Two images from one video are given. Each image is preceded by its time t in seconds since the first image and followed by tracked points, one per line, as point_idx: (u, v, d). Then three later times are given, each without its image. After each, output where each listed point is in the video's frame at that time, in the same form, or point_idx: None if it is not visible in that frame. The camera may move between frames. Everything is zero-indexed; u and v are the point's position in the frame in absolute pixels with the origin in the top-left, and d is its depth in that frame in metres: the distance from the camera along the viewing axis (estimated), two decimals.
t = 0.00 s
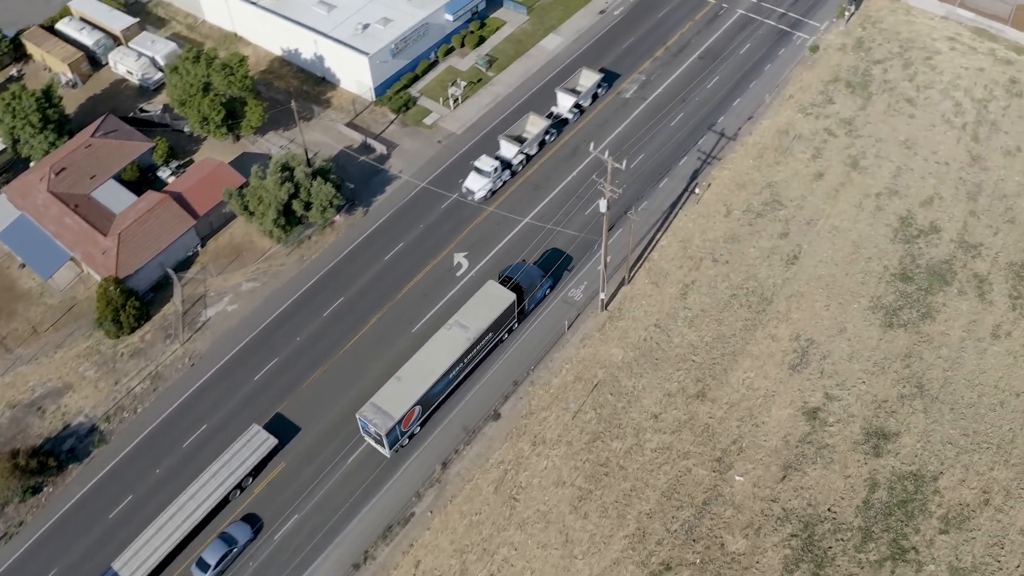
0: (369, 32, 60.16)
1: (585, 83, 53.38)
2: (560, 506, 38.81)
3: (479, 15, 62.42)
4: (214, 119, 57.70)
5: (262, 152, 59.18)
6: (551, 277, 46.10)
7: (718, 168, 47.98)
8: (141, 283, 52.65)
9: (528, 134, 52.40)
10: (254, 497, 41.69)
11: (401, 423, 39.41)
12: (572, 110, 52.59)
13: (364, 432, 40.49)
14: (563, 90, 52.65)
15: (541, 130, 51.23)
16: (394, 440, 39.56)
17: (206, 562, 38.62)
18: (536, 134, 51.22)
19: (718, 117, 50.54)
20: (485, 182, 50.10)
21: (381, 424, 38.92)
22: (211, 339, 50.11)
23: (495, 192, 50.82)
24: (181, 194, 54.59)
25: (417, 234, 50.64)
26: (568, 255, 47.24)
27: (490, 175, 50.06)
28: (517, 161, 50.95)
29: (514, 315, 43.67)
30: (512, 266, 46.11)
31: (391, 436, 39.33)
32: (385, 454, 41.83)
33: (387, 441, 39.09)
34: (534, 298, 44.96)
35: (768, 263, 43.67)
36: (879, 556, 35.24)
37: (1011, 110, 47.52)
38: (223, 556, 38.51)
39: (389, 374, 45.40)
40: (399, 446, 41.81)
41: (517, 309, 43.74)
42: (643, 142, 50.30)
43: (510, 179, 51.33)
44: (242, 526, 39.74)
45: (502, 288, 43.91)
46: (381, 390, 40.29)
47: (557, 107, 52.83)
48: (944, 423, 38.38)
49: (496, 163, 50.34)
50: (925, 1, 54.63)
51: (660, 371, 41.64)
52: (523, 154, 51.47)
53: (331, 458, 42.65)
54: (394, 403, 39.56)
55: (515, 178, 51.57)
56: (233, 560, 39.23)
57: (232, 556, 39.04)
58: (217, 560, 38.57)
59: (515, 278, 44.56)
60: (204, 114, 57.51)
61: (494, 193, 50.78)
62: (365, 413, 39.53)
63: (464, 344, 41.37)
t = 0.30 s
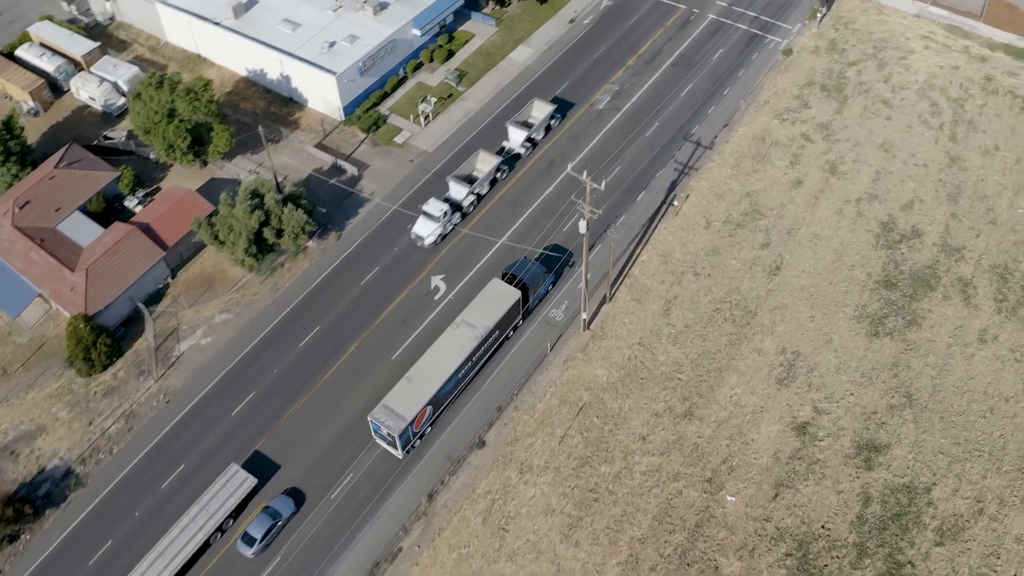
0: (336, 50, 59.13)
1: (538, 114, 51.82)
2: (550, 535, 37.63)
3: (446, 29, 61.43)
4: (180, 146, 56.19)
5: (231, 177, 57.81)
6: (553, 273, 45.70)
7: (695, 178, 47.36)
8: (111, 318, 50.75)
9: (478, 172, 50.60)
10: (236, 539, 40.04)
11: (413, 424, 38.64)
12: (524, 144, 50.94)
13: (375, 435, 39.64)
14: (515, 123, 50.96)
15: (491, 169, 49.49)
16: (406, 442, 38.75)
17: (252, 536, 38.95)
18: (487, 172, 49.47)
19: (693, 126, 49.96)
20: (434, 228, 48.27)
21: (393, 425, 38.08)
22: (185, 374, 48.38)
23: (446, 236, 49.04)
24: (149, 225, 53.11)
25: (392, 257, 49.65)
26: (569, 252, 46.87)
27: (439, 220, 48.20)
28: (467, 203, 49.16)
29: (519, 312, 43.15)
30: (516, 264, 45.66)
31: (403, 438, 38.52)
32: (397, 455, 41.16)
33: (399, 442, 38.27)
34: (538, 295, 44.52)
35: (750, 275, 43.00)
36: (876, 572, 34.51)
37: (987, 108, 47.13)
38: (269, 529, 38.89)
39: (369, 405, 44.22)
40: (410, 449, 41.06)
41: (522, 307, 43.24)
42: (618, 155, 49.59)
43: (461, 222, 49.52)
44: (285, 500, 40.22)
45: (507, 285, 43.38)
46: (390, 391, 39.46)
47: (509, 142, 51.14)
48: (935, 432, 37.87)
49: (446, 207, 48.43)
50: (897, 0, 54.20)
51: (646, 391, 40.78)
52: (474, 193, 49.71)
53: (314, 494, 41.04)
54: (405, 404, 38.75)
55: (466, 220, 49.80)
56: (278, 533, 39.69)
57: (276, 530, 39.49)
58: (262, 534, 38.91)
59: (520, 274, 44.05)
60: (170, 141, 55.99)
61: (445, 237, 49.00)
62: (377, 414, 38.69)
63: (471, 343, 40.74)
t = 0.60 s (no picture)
0: (304, 70, 58.07)
1: (492, 150, 50.28)
2: (542, 566, 36.53)
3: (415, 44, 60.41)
4: (147, 175, 54.69)
5: (201, 204, 56.46)
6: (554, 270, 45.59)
7: (674, 191, 46.74)
8: (84, 356, 48.70)
9: (432, 214, 48.85)
10: None
11: (424, 425, 38.52)
12: (478, 183, 49.37)
13: (386, 437, 39.50)
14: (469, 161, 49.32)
15: (445, 212, 47.85)
16: (417, 443, 38.60)
17: (291, 510, 39.54)
18: (442, 215, 47.80)
19: (669, 136, 49.41)
20: (386, 279, 46.46)
21: (405, 427, 37.96)
22: (162, 411, 46.60)
23: (399, 284, 47.28)
24: (119, 259, 51.23)
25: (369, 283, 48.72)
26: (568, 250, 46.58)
27: (392, 269, 46.37)
28: (421, 249, 47.44)
29: (522, 310, 42.99)
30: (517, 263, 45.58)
31: (415, 439, 38.42)
32: (408, 457, 40.76)
33: (411, 444, 38.13)
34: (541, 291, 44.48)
35: (734, 288, 42.30)
36: None
37: (965, 108, 46.69)
38: (307, 503, 39.49)
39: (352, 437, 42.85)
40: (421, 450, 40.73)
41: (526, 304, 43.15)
42: (595, 169, 48.90)
43: (414, 269, 47.75)
44: (321, 475, 40.79)
45: (510, 284, 43.28)
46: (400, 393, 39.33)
47: (463, 181, 49.47)
48: (928, 443, 37.30)
49: (398, 256, 46.57)
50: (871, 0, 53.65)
51: (633, 413, 39.97)
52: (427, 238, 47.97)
53: (299, 533, 39.57)
54: (415, 405, 38.64)
55: (420, 266, 48.06)
56: (315, 507, 40.26)
57: (314, 504, 40.03)
58: (301, 508, 39.52)
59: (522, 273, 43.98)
60: (137, 169, 54.45)
61: (399, 285, 47.24)
62: (387, 416, 38.55)
63: (478, 342, 40.60)
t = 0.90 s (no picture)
0: (271, 93, 56.81)
1: (447, 192, 48.29)
2: None
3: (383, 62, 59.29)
4: (113, 209, 53.08)
5: (171, 235, 54.87)
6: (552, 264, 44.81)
7: (654, 205, 46.02)
8: (57, 399, 45.64)
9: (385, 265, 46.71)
10: None
11: (434, 425, 37.91)
12: (433, 228, 47.34)
13: (395, 438, 38.87)
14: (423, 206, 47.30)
15: (399, 262, 45.81)
16: (428, 443, 37.96)
17: (326, 483, 39.65)
18: (395, 266, 45.62)
19: (645, 148, 48.76)
20: (339, 337, 44.21)
21: (416, 428, 37.27)
22: (140, 452, 44.06)
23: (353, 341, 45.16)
24: (88, 296, 48.55)
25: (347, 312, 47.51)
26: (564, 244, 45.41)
27: (344, 327, 44.22)
28: (375, 303, 45.24)
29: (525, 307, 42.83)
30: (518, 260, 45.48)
31: (425, 439, 37.81)
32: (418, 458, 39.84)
33: (423, 444, 37.48)
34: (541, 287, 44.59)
35: (719, 304, 41.57)
36: None
37: (942, 108, 46.28)
38: (342, 475, 39.62)
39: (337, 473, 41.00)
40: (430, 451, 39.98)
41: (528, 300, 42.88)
42: (572, 184, 48.12)
43: (368, 324, 45.62)
44: (354, 447, 40.85)
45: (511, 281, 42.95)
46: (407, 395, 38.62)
47: (417, 227, 47.45)
48: (921, 455, 36.74)
49: (350, 313, 44.35)
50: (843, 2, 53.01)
51: (622, 437, 39.04)
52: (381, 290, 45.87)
53: None
54: (425, 405, 38.02)
55: (374, 320, 45.96)
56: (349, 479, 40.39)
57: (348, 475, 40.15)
58: (337, 480, 39.65)
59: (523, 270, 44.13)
60: (102, 204, 52.82)
61: (353, 342, 45.13)
62: (397, 418, 37.82)
63: (484, 340, 40.11)
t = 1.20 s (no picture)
0: (239, 118, 55.28)
1: (403, 245, 46.23)
2: None
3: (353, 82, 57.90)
4: (82, 247, 51.26)
5: (142, 270, 53.06)
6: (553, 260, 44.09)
7: (637, 222, 45.09)
8: (31, 448, 42.65)
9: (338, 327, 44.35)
10: None
11: (447, 425, 37.64)
12: (389, 285, 45.24)
13: (407, 439, 38.63)
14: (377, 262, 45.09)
15: (353, 324, 43.49)
16: (442, 443, 37.69)
17: (362, 451, 39.93)
18: (350, 329, 43.33)
19: (625, 163, 47.84)
20: (292, 409, 41.45)
21: (429, 428, 37.02)
22: (121, 499, 41.47)
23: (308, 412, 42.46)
24: (59, 339, 45.87)
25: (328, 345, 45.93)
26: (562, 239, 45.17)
27: (296, 399, 41.45)
28: (330, 370, 42.75)
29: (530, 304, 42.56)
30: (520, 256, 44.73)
31: (439, 439, 37.59)
32: (431, 458, 39.27)
33: (436, 444, 37.20)
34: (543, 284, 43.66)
35: (707, 323, 40.73)
36: None
37: (924, 112, 46.97)
38: (378, 443, 39.95)
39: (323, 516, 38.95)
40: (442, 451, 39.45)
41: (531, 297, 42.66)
42: (552, 203, 47.17)
43: (322, 394, 43.00)
44: (386, 416, 41.14)
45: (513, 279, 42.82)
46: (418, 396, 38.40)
47: (372, 284, 45.26)
48: (918, 472, 36.03)
49: (303, 383, 41.69)
50: (818, 6, 54.06)
51: (615, 466, 37.98)
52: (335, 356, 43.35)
53: None
54: (437, 405, 37.81)
55: (329, 388, 43.37)
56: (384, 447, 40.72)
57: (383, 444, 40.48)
58: (373, 448, 40.04)
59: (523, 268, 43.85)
60: (71, 241, 50.98)
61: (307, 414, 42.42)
62: (409, 419, 37.61)
63: (491, 339, 40.04)
